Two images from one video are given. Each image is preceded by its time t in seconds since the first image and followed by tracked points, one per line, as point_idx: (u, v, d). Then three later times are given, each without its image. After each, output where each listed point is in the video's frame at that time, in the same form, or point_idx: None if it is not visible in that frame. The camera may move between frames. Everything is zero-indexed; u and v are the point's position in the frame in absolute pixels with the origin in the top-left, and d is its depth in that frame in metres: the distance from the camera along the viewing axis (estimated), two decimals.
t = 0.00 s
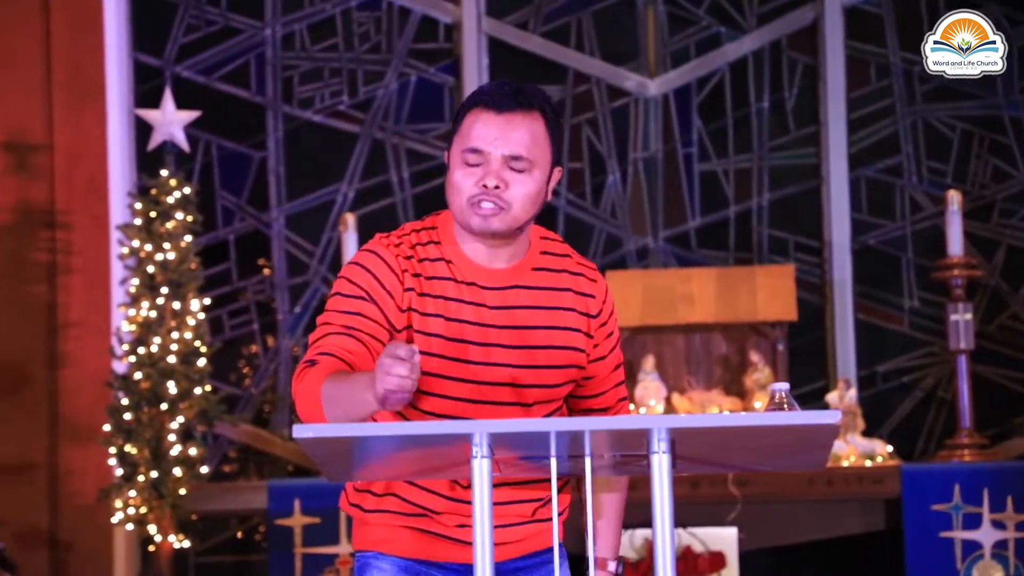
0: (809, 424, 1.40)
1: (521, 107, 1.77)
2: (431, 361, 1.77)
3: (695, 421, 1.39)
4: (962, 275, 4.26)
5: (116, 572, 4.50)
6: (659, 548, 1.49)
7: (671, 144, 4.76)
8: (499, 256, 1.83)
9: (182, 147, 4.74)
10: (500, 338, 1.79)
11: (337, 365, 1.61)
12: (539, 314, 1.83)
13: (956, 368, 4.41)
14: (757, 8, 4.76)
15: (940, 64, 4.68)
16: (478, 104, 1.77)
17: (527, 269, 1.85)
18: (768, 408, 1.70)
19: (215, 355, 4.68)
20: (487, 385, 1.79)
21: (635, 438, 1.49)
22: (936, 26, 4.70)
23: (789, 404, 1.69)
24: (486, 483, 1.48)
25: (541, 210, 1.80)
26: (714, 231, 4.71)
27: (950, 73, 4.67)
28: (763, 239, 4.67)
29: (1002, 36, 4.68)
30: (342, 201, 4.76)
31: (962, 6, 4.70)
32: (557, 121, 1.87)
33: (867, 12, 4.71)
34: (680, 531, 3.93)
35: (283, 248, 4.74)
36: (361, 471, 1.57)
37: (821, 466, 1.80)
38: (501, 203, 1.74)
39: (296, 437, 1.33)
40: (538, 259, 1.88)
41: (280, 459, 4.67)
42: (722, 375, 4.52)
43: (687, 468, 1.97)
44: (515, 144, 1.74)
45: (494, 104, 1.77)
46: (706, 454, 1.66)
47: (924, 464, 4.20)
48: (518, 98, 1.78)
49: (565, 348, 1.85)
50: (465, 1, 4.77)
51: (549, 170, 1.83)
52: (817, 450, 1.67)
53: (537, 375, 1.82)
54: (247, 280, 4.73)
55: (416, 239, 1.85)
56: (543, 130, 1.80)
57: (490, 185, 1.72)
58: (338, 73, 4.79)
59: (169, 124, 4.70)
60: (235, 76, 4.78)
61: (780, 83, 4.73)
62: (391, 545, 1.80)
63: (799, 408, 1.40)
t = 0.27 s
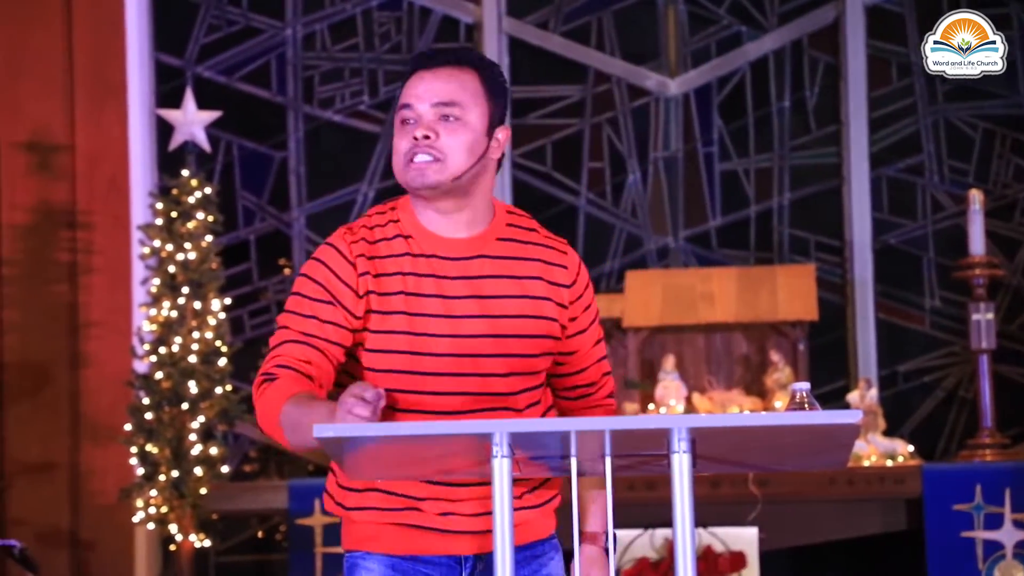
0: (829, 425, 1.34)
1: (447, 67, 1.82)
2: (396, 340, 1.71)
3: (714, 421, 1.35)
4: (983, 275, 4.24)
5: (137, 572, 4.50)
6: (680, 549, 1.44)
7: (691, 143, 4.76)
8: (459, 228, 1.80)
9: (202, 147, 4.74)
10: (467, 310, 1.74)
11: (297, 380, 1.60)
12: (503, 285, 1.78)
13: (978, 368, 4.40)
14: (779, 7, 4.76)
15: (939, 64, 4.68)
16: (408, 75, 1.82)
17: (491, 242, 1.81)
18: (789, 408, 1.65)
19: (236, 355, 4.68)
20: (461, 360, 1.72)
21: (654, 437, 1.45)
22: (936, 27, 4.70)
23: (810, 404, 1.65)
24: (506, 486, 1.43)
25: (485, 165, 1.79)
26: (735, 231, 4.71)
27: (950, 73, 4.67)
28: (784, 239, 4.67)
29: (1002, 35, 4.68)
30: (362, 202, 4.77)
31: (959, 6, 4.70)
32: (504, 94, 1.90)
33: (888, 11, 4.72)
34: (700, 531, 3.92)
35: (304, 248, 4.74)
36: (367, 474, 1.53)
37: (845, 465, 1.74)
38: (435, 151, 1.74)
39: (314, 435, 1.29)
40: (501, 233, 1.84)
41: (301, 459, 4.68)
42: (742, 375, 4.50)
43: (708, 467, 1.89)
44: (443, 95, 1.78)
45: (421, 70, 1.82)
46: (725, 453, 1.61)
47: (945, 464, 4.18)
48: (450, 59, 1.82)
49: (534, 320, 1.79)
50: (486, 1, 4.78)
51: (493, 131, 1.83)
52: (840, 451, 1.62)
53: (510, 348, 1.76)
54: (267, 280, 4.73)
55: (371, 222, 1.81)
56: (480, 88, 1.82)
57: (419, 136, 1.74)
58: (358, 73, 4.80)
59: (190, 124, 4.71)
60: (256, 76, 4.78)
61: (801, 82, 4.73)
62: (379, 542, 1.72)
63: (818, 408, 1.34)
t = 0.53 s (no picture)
0: (843, 424, 1.33)
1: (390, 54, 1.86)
2: (360, 329, 1.76)
3: (728, 420, 1.34)
4: (997, 274, 4.24)
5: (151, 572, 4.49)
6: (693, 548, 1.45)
7: (705, 143, 4.76)
8: (428, 215, 1.85)
9: (216, 147, 4.74)
10: (429, 292, 1.77)
11: (278, 411, 1.76)
12: (471, 265, 1.80)
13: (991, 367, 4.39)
14: (793, 7, 4.76)
15: (939, 64, 4.68)
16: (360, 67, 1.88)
17: (460, 226, 1.84)
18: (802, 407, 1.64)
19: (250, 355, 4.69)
20: (426, 340, 1.74)
21: (666, 437, 1.45)
22: (936, 27, 4.70)
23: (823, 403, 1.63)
24: (520, 486, 1.45)
25: (442, 144, 1.85)
26: (748, 231, 4.70)
27: (950, 73, 4.68)
28: (797, 238, 4.67)
29: (1002, 35, 4.67)
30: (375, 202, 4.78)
31: (958, 7, 4.70)
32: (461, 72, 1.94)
33: (902, 10, 4.71)
34: (714, 531, 3.91)
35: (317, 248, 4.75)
36: (374, 468, 1.54)
37: (858, 464, 1.73)
38: (388, 139, 1.81)
39: (330, 437, 1.32)
40: (474, 217, 1.87)
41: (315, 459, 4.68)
42: (754, 373, 4.51)
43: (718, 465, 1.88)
44: (389, 84, 1.83)
45: (368, 61, 1.87)
46: (739, 454, 1.60)
47: (959, 463, 4.18)
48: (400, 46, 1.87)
49: (505, 297, 1.80)
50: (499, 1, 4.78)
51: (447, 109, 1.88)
52: (854, 451, 1.60)
53: (479, 324, 1.76)
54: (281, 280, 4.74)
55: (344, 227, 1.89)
56: (428, 69, 1.87)
57: (369, 125, 1.81)
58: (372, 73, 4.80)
59: (204, 125, 4.70)
60: (270, 76, 4.79)
61: (815, 81, 4.73)
62: (377, 544, 1.75)
63: (831, 408, 1.33)
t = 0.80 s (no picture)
0: (855, 423, 1.32)
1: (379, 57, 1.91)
2: (359, 331, 1.81)
3: (740, 419, 1.33)
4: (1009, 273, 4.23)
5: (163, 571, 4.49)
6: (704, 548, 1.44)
7: (716, 143, 4.76)
8: (425, 214, 1.88)
9: (227, 147, 4.75)
10: (425, 290, 1.80)
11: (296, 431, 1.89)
12: (467, 262, 1.83)
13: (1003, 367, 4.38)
14: (804, 6, 4.75)
15: (939, 64, 4.68)
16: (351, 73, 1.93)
17: (459, 222, 1.87)
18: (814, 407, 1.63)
19: (261, 354, 4.69)
20: (424, 338, 1.78)
21: (677, 435, 1.44)
22: (936, 27, 4.70)
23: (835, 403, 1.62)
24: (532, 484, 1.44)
25: (433, 143, 1.88)
26: (759, 230, 4.71)
27: (950, 73, 4.67)
28: (809, 238, 4.67)
29: (1002, 35, 4.66)
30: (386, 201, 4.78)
31: (960, 6, 4.70)
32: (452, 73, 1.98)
33: (914, 9, 4.71)
34: (725, 530, 3.91)
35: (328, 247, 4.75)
36: (380, 465, 1.55)
37: (871, 464, 1.72)
38: (379, 139, 1.85)
39: (341, 435, 1.32)
40: (473, 212, 1.89)
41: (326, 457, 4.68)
42: (766, 373, 4.50)
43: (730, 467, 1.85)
44: (379, 86, 1.87)
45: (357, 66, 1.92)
46: (751, 453, 1.59)
47: (971, 463, 4.17)
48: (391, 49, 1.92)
49: (503, 291, 1.82)
50: None
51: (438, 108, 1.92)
52: (866, 451, 1.60)
53: (477, 320, 1.79)
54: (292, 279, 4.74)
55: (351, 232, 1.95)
56: (417, 70, 1.91)
57: (361, 126, 1.85)
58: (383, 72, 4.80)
59: (215, 124, 4.69)
60: (281, 76, 4.79)
61: (826, 81, 4.73)
62: (394, 543, 1.78)
63: (843, 407, 1.32)
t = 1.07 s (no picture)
0: (861, 423, 1.31)
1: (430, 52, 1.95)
2: (386, 325, 1.82)
3: (746, 419, 1.32)
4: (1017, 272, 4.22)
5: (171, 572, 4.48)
6: (712, 548, 1.43)
7: (724, 142, 4.76)
8: (461, 211, 1.89)
9: (235, 147, 4.75)
10: (453, 288, 1.80)
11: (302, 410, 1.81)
12: (495, 262, 1.83)
13: (1012, 366, 4.38)
14: (812, 5, 4.75)
15: (939, 64, 4.68)
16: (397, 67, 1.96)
17: (489, 223, 1.87)
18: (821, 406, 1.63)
19: (269, 354, 4.69)
20: (447, 337, 1.78)
21: (684, 436, 1.43)
22: (936, 27, 4.71)
23: (842, 402, 1.62)
24: (539, 484, 1.43)
25: (477, 143, 1.91)
26: (768, 230, 4.70)
27: (951, 73, 4.67)
28: (816, 237, 4.67)
29: (1002, 35, 4.66)
30: (395, 200, 4.78)
31: (961, 6, 4.70)
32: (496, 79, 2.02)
33: (921, 8, 4.71)
34: (733, 530, 3.91)
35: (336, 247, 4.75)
36: (388, 464, 1.55)
37: (876, 464, 1.73)
38: (425, 134, 1.88)
39: (347, 435, 1.32)
40: (505, 214, 1.89)
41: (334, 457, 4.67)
42: (774, 373, 4.47)
43: (738, 466, 1.83)
44: (430, 79, 1.91)
45: (406, 58, 1.95)
46: (758, 452, 1.59)
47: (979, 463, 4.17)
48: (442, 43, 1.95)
49: (529, 293, 1.82)
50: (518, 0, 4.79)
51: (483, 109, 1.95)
52: (873, 450, 1.59)
53: (501, 321, 1.79)
54: (300, 279, 4.74)
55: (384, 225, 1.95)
56: (467, 68, 1.95)
57: (409, 117, 1.87)
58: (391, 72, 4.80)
59: (223, 124, 4.66)
60: (289, 76, 4.79)
61: (834, 81, 4.73)
62: (408, 544, 1.78)
63: (850, 407, 1.31)
